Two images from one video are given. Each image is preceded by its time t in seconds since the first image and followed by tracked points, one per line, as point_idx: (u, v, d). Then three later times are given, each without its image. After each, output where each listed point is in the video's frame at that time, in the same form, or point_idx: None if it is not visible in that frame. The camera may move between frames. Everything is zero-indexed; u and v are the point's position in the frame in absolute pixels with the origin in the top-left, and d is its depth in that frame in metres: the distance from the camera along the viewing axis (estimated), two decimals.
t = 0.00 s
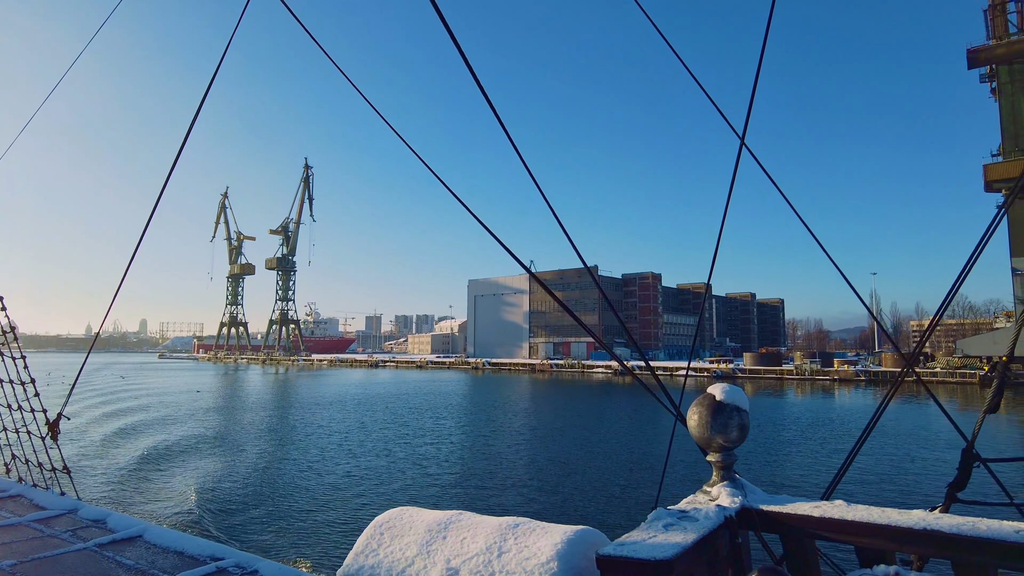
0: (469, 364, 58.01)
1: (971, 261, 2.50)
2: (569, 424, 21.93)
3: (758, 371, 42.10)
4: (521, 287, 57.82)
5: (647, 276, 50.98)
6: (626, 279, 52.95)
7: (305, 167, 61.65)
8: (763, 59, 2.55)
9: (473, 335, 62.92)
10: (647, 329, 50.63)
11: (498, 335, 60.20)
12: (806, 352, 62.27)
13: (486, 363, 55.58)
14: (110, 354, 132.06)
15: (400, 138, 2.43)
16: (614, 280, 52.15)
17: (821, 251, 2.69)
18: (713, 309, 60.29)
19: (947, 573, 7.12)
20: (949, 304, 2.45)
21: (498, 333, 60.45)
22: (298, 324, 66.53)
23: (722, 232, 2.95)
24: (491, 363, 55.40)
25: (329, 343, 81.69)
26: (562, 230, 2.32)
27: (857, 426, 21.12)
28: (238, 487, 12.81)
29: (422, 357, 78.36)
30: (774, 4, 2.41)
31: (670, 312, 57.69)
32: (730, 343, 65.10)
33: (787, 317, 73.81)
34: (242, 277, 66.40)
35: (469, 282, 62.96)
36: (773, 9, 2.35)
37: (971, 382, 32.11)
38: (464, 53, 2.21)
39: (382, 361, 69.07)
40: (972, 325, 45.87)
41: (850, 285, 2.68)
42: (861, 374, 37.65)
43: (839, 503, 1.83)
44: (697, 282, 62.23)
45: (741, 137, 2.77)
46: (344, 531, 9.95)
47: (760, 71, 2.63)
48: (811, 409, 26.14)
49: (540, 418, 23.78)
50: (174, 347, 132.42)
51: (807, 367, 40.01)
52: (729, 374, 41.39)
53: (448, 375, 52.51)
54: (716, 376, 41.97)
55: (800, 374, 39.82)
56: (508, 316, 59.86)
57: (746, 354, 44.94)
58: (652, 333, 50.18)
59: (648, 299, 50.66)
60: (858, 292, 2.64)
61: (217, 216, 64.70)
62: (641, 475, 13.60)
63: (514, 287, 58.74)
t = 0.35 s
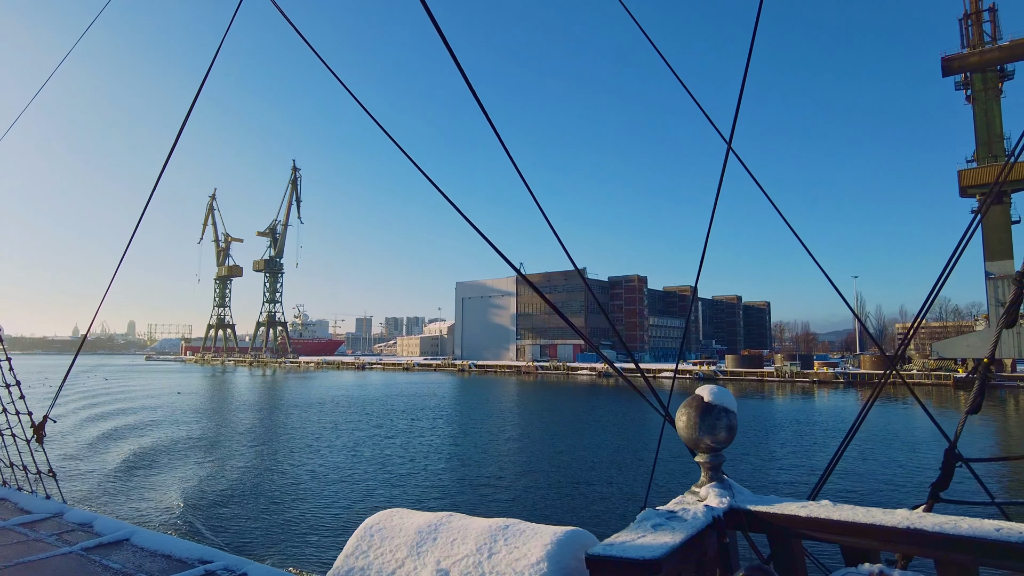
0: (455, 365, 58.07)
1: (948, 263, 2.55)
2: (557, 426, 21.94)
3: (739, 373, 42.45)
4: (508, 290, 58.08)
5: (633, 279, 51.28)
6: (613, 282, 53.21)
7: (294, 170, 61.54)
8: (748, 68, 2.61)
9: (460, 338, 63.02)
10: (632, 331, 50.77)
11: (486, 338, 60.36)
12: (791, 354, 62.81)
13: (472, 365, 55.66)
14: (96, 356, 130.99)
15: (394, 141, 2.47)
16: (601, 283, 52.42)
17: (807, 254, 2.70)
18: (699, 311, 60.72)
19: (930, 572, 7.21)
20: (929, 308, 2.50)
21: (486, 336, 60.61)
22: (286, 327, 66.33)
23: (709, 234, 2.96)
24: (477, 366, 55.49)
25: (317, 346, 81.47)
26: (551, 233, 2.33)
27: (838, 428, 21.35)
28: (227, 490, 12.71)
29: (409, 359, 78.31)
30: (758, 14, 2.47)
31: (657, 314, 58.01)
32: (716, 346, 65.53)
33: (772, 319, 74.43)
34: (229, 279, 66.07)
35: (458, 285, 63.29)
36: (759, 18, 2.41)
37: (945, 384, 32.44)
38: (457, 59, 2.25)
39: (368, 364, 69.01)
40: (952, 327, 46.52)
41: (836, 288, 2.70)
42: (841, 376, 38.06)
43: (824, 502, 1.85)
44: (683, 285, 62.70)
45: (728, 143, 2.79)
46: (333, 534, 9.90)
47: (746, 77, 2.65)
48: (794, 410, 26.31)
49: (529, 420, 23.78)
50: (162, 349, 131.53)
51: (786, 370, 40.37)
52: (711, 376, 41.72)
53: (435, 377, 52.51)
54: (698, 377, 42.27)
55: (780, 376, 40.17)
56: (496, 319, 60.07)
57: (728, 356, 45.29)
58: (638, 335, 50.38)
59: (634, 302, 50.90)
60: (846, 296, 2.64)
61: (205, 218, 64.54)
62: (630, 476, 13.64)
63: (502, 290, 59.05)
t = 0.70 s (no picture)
0: (440, 366, 58.10)
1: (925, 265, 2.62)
2: (544, 427, 21.98)
3: (719, 374, 42.81)
4: (494, 291, 58.26)
5: (617, 281, 51.62)
6: (597, 283, 53.48)
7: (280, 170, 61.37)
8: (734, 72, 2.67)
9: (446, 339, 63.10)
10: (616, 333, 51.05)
11: (471, 339, 60.43)
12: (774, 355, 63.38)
13: (457, 366, 55.71)
14: (80, 355, 129.75)
15: (384, 142, 2.50)
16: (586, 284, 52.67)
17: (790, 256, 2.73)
18: (683, 312, 61.12)
19: (912, 571, 7.27)
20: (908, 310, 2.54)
21: (471, 337, 60.72)
22: (271, 327, 66.08)
23: (694, 237, 2.97)
24: (461, 366, 55.55)
25: (303, 346, 81.17)
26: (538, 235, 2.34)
27: (818, 427, 21.57)
28: (212, 491, 12.61)
29: (395, 360, 78.20)
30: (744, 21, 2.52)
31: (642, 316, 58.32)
32: (700, 347, 65.93)
33: (756, 321, 75.01)
34: (215, 279, 65.64)
35: (444, 287, 63.38)
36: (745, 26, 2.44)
37: (919, 384, 32.83)
38: (447, 60, 2.27)
39: (354, 364, 68.89)
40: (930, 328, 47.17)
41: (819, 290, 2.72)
42: (817, 376, 38.47)
43: (808, 501, 1.87)
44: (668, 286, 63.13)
45: (713, 145, 2.80)
46: (318, 534, 9.87)
47: (730, 82, 2.68)
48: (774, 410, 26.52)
49: (516, 420, 23.80)
50: (148, 349, 130.51)
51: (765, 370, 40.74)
52: (691, 377, 42.02)
53: (420, 377, 52.40)
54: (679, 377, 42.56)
55: (758, 376, 40.55)
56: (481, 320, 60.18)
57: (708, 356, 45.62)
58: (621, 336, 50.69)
59: (618, 303, 51.22)
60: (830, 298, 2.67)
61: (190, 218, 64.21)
62: (618, 476, 13.69)
63: (488, 291, 59.21)
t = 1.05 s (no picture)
0: (422, 368, 58.04)
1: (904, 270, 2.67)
2: (527, 427, 22.06)
3: (695, 374, 43.22)
4: (476, 292, 58.38)
5: (598, 282, 51.99)
6: (578, 284, 53.80)
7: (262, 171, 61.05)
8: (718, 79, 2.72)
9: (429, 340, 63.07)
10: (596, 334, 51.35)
11: (454, 340, 60.46)
12: (753, 355, 64.04)
13: (438, 367, 55.68)
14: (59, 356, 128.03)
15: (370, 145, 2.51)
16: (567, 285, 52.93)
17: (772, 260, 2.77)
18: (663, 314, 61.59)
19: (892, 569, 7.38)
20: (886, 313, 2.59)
21: (454, 338, 60.76)
22: (253, 328, 65.62)
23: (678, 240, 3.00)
24: (443, 367, 55.55)
25: (286, 347, 80.66)
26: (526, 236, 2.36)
27: (796, 427, 21.83)
28: (192, 493, 12.51)
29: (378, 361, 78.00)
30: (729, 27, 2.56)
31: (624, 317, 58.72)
32: (681, 347, 66.43)
33: (738, 322, 75.79)
34: (196, 280, 65.03)
35: (426, 288, 63.35)
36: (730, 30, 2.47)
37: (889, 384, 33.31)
38: (434, 62, 2.28)
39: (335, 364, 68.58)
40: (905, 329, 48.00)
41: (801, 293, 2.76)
42: (791, 377, 38.93)
43: (792, 501, 1.88)
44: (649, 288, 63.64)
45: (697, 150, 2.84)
46: (299, 535, 9.83)
47: (714, 87, 2.72)
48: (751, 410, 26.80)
49: (499, 421, 23.85)
50: (129, 350, 128.94)
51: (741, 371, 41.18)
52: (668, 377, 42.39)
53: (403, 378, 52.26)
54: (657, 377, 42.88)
55: (733, 377, 41.00)
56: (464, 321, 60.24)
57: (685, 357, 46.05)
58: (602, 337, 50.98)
59: (599, 304, 51.56)
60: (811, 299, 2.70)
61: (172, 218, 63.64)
62: (603, 476, 13.76)
63: (470, 292, 59.30)
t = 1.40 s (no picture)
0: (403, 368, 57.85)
1: (882, 274, 2.72)
2: (508, 427, 22.13)
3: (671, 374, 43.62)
4: (458, 292, 58.34)
5: (578, 282, 52.30)
6: (558, 285, 54.01)
7: (242, 170, 60.51)
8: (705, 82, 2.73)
9: (410, 340, 62.95)
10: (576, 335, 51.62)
11: (435, 340, 60.38)
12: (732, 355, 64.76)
13: (419, 367, 55.59)
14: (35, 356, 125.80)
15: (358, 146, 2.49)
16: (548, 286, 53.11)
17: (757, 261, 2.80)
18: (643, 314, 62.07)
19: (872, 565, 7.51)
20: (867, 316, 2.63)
21: (435, 338, 60.70)
22: (233, 328, 64.94)
23: (665, 239, 3.02)
24: (423, 367, 55.46)
25: (266, 348, 79.94)
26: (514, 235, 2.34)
27: (774, 426, 22.06)
28: (171, 494, 12.40)
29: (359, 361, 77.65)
30: (714, 32, 2.56)
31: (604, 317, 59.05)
32: (660, 347, 66.93)
33: (717, 322, 76.53)
34: (175, 279, 64.21)
35: (407, 288, 63.09)
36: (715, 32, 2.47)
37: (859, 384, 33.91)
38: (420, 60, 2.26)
39: (314, 364, 68.13)
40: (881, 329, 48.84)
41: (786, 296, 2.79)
42: (764, 377, 39.43)
43: (773, 501, 1.92)
44: (629, 288, 64.07)
45: (684, 152, 2.86)
46: (278, 535, 9.81)
47: (700, 90, 2.74)
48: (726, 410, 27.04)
49: (479, 421, 23.90)
50: (107, 351, 126.86)
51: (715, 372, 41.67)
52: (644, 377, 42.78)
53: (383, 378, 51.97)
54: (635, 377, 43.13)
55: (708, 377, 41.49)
56: (445, 321, 60.20)
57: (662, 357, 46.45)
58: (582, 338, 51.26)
59: (579, 305, 51.84)
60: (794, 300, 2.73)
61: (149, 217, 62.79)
62: (587, 476, 13.84)
63: (452, 293, 59.27)
